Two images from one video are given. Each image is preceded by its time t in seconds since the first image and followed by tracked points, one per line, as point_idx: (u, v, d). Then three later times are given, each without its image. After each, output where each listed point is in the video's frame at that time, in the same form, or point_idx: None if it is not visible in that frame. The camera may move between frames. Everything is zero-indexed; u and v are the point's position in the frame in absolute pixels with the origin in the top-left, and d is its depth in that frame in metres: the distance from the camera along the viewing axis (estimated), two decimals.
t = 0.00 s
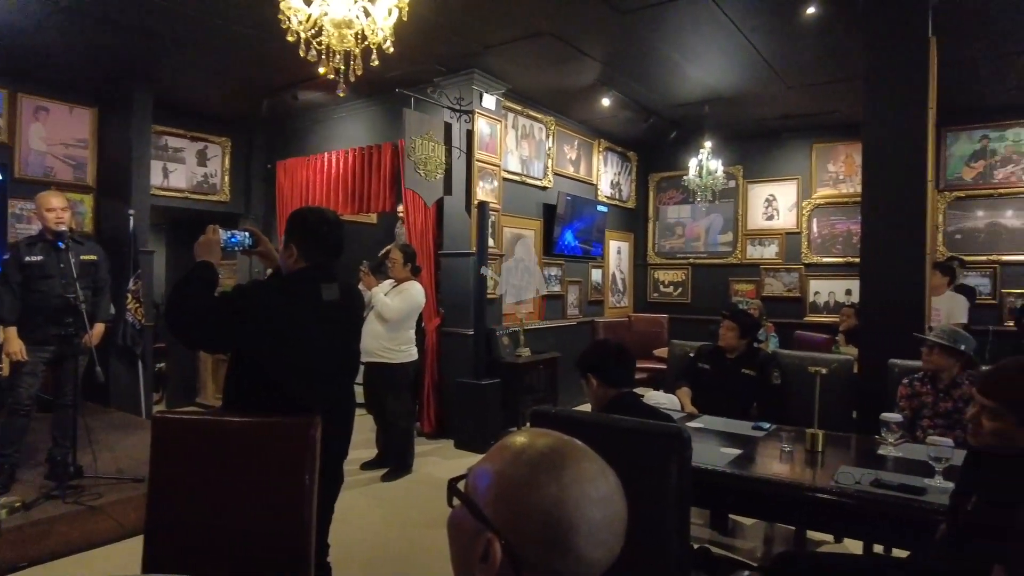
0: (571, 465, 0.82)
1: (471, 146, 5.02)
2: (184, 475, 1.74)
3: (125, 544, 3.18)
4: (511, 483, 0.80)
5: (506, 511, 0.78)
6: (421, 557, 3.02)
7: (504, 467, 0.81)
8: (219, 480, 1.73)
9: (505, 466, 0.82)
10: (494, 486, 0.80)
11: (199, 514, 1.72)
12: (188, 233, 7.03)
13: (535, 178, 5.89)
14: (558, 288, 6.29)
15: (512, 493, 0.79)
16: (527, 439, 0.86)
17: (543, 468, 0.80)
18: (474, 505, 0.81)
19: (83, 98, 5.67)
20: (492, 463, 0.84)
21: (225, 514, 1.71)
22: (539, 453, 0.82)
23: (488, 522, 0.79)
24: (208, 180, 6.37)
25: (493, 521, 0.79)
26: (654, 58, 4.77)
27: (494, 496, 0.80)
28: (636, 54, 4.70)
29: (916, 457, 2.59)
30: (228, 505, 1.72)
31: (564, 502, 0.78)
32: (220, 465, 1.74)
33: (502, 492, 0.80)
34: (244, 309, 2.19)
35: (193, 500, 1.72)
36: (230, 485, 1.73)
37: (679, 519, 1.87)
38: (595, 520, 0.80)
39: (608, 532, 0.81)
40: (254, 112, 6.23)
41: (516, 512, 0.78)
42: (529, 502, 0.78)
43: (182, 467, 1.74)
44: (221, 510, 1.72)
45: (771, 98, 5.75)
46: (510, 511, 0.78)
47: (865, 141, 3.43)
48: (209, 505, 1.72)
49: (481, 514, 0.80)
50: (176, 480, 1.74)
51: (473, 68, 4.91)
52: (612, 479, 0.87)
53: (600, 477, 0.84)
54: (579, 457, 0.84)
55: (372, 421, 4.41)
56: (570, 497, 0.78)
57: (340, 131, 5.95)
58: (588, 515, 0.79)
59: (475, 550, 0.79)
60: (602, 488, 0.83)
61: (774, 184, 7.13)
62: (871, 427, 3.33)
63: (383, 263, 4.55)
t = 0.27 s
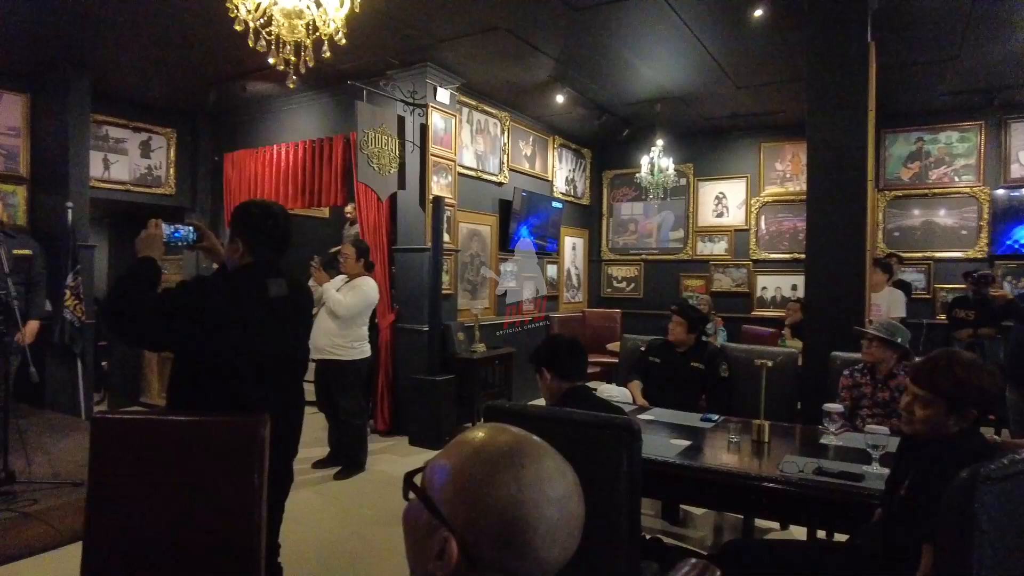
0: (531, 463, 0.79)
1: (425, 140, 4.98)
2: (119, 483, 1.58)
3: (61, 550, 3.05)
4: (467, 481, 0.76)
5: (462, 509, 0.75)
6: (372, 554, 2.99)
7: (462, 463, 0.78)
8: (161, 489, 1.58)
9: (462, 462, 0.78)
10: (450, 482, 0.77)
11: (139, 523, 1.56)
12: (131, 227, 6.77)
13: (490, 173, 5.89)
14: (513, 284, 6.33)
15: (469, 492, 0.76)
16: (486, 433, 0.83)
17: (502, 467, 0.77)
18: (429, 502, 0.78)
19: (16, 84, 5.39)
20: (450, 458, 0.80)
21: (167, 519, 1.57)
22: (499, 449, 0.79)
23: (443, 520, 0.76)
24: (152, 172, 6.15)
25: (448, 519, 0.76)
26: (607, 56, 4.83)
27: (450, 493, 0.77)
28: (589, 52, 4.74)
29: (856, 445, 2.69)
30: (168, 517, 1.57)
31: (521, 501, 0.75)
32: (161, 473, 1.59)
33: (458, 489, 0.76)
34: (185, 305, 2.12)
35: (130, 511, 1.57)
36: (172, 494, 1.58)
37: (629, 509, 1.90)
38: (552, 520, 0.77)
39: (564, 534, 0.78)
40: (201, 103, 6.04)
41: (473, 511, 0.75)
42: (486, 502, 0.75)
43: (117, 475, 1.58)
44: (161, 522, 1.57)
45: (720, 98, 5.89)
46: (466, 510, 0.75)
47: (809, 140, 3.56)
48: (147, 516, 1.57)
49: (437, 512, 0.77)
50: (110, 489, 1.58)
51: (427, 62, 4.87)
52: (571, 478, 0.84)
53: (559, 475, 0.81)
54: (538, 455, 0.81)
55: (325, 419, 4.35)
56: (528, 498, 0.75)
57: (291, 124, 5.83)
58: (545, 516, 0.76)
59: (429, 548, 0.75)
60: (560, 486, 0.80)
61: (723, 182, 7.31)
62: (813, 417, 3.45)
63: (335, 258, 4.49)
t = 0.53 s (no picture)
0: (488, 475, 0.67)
1: (376, 132, 4.91)
2: (59, 495, 1.37)
3: None
4: (416, 492, 0.65)
5: (407, 522, 0.64)
6: (322, 554, 2.94)
7: (414, 467, 0.67)
8: (109, 499, 1.38)
9: (417, 467, 0.67)
10: (398, 487, 0.66)
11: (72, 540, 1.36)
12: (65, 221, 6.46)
13: (443, 167, 5.86)
14: (466, 279, 6.34)
15: (419, 503, 0.65)
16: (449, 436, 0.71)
17: (457, 477, 0.66)
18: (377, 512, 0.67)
19: None
20: (403, 457, 0.69)
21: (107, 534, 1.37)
22: (455, 457, 0.66)
23: (392, 531, 0.65)
24: (89, 163, 5.89)
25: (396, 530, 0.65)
26: (559, 52, 4.86)
27: (395, 499, 0.66)
28: (540, 47, 4.76)
29: (799, 435, 2.77)
30: (124, 527, 1.37)
31: (478, 514, 0.64)
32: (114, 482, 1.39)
33: (408, 499, 0.65)
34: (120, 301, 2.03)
35: (74, 528, 1.36)
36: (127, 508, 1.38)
37: (582, 501, 1.90)
38: (505, 542, 0.66)
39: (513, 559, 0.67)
40: (141, 91, 5.80)
41: (421, 526, 0.64)
42: (437, 517, 0.64)
43: (54, 490, 1.37)
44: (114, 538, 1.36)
45: (670, 96, 6.01)
46: (415, 524, 0.64)
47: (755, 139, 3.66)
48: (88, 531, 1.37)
49: (382, 518, 0.66)
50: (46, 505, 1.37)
51: (378, 54, 4.81)
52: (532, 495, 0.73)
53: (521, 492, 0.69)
54: (500, 464, 0.69)
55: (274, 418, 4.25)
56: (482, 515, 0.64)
57: (238, 115, 5.66)
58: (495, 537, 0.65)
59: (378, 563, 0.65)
60: (521, 497, 0.69)
61: (672, 179, 7.46)
62: (757, 407, 3.56)
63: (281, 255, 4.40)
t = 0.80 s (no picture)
0: (413, 480, 0.62)
1: (328, 124, 4.83)
2: None
3: None
4: (336, 507, 0.60)
5: (327, 542, 0.59)
6: (273, 554, 2.88)
7: (332, 481, 0.61)
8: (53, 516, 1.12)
9: (336, 478, 0.61)
10: (315, 505, 0.60)
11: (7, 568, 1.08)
12: None
13: (398, 160, 5.79)
14: (422, 274, 6.30)
15: (340, 518, 0.59)
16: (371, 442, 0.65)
17: (378, 489, 0.60)
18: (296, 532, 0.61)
19: None
20: (320, 470, 0.63)
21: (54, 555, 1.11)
22: (381, 466, 0.61)
23: (313, 553, 0.60)
24: (23, 153, 5.58)
25: (316, 550, 0.60)
26: (514, 47, 4.86)
27: (312, 517, 0.60)
28: (496, 41, 4.75)
29: (748, 425, 2.85)
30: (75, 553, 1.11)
31: (402, 525, 0.59)
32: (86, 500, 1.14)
33: (327, 515, 0.60)
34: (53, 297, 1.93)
35: (41, 540, 1.11)
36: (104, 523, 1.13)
37: (536, 495, 1.90)
38: (435, 551, 0.62)
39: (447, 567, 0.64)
40: (79, 77, 5.54)
41: (345, 546, 0.59)
42: (363, 532, 0.59)
43: (22, 494, 1.10)
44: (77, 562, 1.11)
45: (624, 93, 6.08)
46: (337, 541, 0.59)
47: (707, 135, 3.74)
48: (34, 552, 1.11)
49: (304, 542, 0.61)
50: (7, 512, 1.09)
51: (330, 44, 4.72)
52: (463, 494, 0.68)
53: (453, 495, 0.65)
54: (429, 468, 0.64)
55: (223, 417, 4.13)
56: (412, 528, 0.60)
57: (184, 104, 5.47)
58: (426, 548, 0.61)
59: None
60: (451, 502, 0.64)
61: (626, 175, 7.57)
62: (709, 399, 3.64)
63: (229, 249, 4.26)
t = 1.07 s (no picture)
0: (340, 488, 0.60)
1: (285, 116, 4.73)
2: None
3: None
4: (261, 524, 0.58)
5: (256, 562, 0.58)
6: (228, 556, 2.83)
7: (253, 501, 0.59)
8: None
9: (259, 495, 0.60)
10: (239, 526, 0.59)
11: None
12: None
13: (356, 154, 5.71)
14: (382, 269, 6.23)
15: (266, 536, 0.58)
16: (301, 453, 0.64)
17: (302, 501, 0.58)
18: (228, 556, 0.60)
19: None
20: (246, 483, 0.62)
21: None
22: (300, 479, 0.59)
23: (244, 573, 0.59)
24: None
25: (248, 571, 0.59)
26: (475, 41, 4.84)
27: (239, 538, 0.59)
28: (455, 35, 4.72)
29: (704, 417, 2.90)
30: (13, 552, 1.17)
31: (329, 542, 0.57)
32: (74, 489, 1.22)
33: (253, 534, 0.58)
34: None
35: None
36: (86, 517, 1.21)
37: (496, 490, 1.90)
38: (374, 559, 0.59)
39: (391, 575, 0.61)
40: (20, 63, 5.28)
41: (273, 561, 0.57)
42: (291, 548, 0.57)
43: None
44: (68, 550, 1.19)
45: (585, 89, 6.12)
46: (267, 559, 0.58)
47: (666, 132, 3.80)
48: None
49: (233, 567, 0.60)
50: None
51: (287, 35, 4.62)
52: (406, 498, 0.66)
53: (388, 499, 0.62)
54: (359, 473, 0.62)
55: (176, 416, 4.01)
56: (339, 535, 0.57)
57: (133, 94, 5.28)
58: (362, 556, 0.58)
59: None
60: (384, 508, 0.61)
61: (586, 171, 7.62)
62: (666, 391, 3.71)
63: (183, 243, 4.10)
